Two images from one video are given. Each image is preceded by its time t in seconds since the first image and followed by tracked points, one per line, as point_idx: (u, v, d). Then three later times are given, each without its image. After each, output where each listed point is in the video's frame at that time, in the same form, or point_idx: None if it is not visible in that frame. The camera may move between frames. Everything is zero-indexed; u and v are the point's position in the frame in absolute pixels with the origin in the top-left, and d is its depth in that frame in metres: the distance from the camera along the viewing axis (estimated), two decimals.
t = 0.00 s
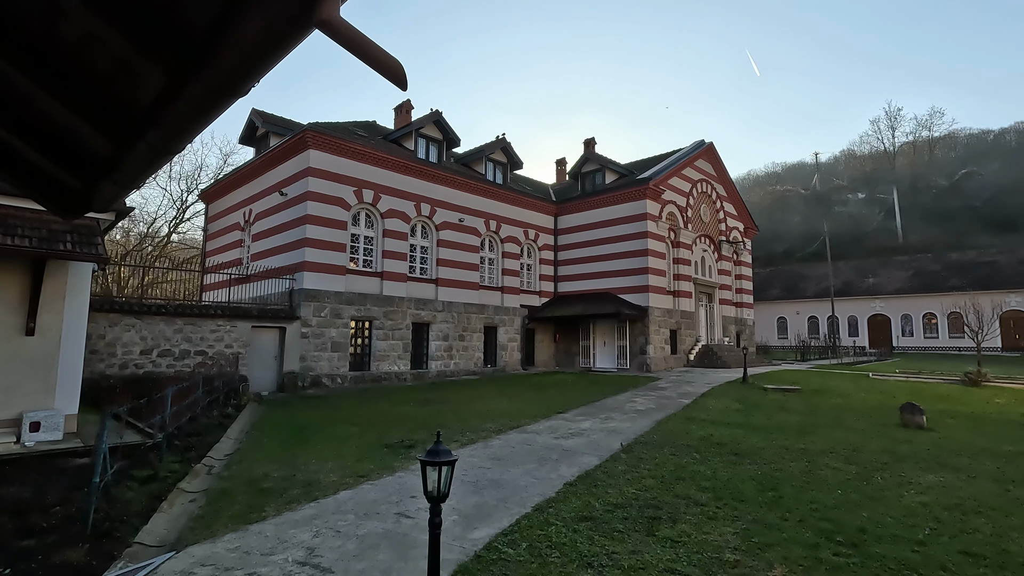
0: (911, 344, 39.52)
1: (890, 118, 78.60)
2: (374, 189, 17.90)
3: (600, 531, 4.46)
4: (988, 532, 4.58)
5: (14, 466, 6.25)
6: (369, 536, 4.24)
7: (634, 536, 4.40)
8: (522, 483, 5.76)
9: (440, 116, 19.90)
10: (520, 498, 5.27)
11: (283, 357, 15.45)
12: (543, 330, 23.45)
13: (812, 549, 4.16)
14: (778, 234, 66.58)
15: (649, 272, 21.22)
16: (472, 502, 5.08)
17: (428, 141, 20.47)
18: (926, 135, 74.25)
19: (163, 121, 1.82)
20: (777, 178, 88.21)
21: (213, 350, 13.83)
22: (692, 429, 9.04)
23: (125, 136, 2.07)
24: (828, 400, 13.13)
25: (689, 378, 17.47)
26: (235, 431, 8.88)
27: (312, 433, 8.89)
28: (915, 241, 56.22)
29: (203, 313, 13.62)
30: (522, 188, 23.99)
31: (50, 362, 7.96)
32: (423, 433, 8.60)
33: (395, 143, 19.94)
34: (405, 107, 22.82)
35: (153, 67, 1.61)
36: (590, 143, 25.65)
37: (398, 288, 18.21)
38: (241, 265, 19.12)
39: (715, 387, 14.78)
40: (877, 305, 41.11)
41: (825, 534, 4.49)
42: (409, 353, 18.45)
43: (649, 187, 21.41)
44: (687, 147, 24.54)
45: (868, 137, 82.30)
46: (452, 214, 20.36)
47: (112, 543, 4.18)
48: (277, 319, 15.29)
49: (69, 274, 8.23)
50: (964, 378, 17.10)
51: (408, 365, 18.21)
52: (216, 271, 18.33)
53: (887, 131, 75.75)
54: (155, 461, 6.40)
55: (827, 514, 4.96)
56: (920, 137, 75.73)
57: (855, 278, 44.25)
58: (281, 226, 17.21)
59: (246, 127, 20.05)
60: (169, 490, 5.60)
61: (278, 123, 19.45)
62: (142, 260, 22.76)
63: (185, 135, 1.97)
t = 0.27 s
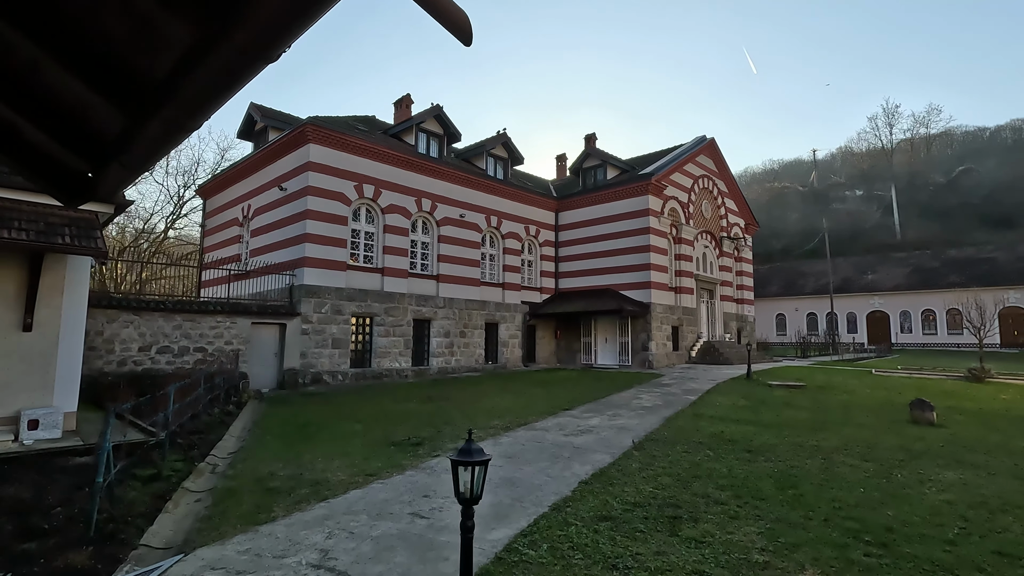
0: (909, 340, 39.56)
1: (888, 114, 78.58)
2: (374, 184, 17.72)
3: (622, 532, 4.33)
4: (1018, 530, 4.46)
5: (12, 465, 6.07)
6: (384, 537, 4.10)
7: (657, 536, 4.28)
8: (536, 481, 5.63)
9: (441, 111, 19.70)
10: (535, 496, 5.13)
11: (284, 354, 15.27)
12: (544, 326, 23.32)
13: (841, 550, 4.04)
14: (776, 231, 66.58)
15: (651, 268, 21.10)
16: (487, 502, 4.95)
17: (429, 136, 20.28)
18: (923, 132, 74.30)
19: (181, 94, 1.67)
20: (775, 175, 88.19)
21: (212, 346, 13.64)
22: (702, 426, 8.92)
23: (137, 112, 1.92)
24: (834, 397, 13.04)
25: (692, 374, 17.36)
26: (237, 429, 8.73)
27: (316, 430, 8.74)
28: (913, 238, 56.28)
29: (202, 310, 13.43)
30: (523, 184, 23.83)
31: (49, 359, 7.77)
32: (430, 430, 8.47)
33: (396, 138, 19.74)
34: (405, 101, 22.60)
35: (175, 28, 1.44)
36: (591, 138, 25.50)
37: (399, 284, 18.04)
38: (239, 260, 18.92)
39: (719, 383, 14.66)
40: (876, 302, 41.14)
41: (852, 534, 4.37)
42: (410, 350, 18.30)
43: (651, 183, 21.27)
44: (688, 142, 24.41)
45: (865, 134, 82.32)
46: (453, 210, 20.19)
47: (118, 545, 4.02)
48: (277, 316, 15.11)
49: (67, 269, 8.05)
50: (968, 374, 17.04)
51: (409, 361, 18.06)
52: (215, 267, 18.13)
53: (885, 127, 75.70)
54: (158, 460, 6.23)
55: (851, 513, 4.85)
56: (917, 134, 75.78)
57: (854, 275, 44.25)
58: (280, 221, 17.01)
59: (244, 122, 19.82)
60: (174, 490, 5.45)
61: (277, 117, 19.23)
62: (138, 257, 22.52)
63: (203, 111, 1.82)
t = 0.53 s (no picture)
0: (908, 338, 39.62)
1: (886, 113, 78.63)
2: (375, 180, 17.53)
3: (647, 538, 4.18)
4: None
5: (11, 468, 5.89)
6: (401, 545, 3.94)
7: (684, 543, 4.14)
8: (551, 484, 5.49)
9: (443, 107, 19.51)
10: (553, 500, 4.98)
11: (284, 352, 15.08)
12: (545, 324, 23.19)
13: (875, 557, 3.91)
14: (774, 229, 66.59)
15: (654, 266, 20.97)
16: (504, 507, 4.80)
17: (430, 132, 20.08)
18: (921, 130, 74.40)
19: (207, 72, 1.50)
20: (772, 173, 88.22)
21: (212, 345, 13.44)
22: (713, 426, 8.79)
23: (156, 93, 1.76)
24: (841, 396, 12.95)
25: (696, 373, 17.26)
26: (241, 430, 8.55)
27: (320, 431, 8.56)
28: (911, 236, 56.36)
29: (202, 308, 13.22)
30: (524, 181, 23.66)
31: (47, 358, 7.58)
32: (437, 431, 8.33)
33: (397, 134, 19.54)
34: (406, 97, 22.38)
35: None
36: (592, 135, 25.34)
37: (400, 282, 17.86)
38: (238, 258, 18.71)
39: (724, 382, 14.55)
40: (875, 300, 41.16)
41: (884, 540, 4.24)
42: (412, 349, 18.13)
43: (653, 180, 21.13)
44: (690, 139, 24.28)
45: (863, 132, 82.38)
46: (454, 207, 20.02)
47: (124, 553, 3.86)
48: (278, 314, 14.91)
49: (66, 266, 7.85)
50: (972, 373, 16.99)
51: (410, 360, 17.89)
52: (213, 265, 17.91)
53: (882, 126, 75.77)
54: (161, 463, 6.06)
55: (879, 517, 4.72)
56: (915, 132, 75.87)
57: (853, 273, 44.26)
58: (280, 218, 16.80)
59: (243, 117, 19.58)
60: (179, 494, 5.28)
61: (277, 113, 19.00)
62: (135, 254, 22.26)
63: (228, 93, 1.65)
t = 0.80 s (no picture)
0: (906, 337, 39.66)
1: (883, 113, 78.78)
2: (375, 177, 17.34)
3: (669, 544, 4.05)
4: None
5: (6, 471, 5.70)
6: (416, 552, 3.79)
7: (708, 549, 4.00)
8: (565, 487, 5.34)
9: (443, 104, 19.32)
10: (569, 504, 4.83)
11: (284, 352, 14.89)
12: (545, 323, 23.04)
13: (907, 564, 3.78)
14: (772, 228, 66.63)
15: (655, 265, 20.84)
16: (519, 511, 4.66)
17: (430, 129, 19.90)
18: (918, 130, 74.57)
19: (228, 41, 1.34)
20: (770, 172, 88.30)
21: (210, 344, 13.25)
22: (722, 426, 8.67)
23: (170, 65, 1.60)
24: (847, 395, 12.85)
25: (698, 372, 17.17)
26: (241, 431, 8.37)
27: (323, 431, 8.40)
28: (908, 235, 56.46)
29: (200, 306, 13.02)
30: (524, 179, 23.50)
31: (43, 357, 7.39)
32: (443, 431, 8.17)
33: (396, 131, 19.34)
34: (405, 94, 22.18)
35: None
36: (593, 133, 25.19)
37: (400, 280, 17.68)
38: (236, 256, 18.50)
39: (728, 381, 14.45)
40: (873, 299, 41.19)
41: (914, 545, 4.12)
42: (412, 348, 17.96)
43: (655, 178, 21.00)
44: (691, 137, 24.17)
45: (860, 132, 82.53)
46: (455, 205, 19.85)
47: (126, 562, 3.69)
48: (277, 312, 14.72)
49: (62, 262, 7.65)
50: (976, 372, 16.94)
51: (411, 359, 17.72)
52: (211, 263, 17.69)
53: (879, 125, 75.89)
54: (162, 465, 5.88)
55: (904, 520, 4.59)
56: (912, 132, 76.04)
57: (851, 272, 44.29)
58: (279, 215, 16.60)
59: (241, 114, 19.35)
60: (181, 498, 5.11)
61: (275, 109, 18.78)
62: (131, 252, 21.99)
63: (249, 66, 1.49)
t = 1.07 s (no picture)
0: (897, 337, 39.96)
1: (872, 114, 79.42)
2: (369, 174, 17.08)
3: (684, 551, 3.90)
4: None
5: None
6: (421, 562, 3.60)
7: (726, 557, 3.85)
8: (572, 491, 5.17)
9: (438, 100, 19.09)
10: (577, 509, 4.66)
11: (276, 351, 14.61)
12: (540, 322, 22.90)
13: (933, 572, 3.65)
14: (763, 228, 66.92)
15: (651, 264, 20.76)
16: (527, 516, 4.49)
17: (424, 126, 19.66)
18: (906, 131, 75.28)
19: None
20: (760, 173, 88.75)
21: (201, 343, 12.96)
22: (725, 426, 8.56)
23: (171, 26, 1.42)
24: (845, 395, 12.81)
25: (695, 371, 17.09)
26: (233, 432, 8.14)
27: (318, 433, 8.18)
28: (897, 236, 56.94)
29: (190, 305, 12.72)
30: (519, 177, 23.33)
31: (25, 356, 7.11)
32: (442, 432, 7.99)
33: (390, 128, 19.08)
34: (399, 90, 21.91)
35: None
36: (587, 132, 25.07)
37: (394, 278, 17.45)
38: (227, 253, 18.18)
39: (725, 381, 14.38)
40: (864, 299, 41.45)
41: (936, 551, 4.00)
42: (406, 347, 17.73)
43: (651, 177, 20.91)
44: (686, 136, 24.12)
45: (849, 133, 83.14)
46: (449, 203, 19.65)
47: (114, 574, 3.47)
48: (269, 311, 14.44)
49: (46, 258, 7.38)
50: (969, 372, 17.01)
51: (405, 359, 17.50)
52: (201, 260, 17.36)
53: (868, 126, 76.49)
54: (151, 469, 5.64)
55: (922, 525, 4.47)
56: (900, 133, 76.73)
57: (842, 272, 44.55)
58: (271, 212, 16.31)
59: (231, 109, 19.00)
60: (172, 504, 4.88)
61: (266, 104, 18.45)
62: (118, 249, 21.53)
63: (258, 31, 1.30)
